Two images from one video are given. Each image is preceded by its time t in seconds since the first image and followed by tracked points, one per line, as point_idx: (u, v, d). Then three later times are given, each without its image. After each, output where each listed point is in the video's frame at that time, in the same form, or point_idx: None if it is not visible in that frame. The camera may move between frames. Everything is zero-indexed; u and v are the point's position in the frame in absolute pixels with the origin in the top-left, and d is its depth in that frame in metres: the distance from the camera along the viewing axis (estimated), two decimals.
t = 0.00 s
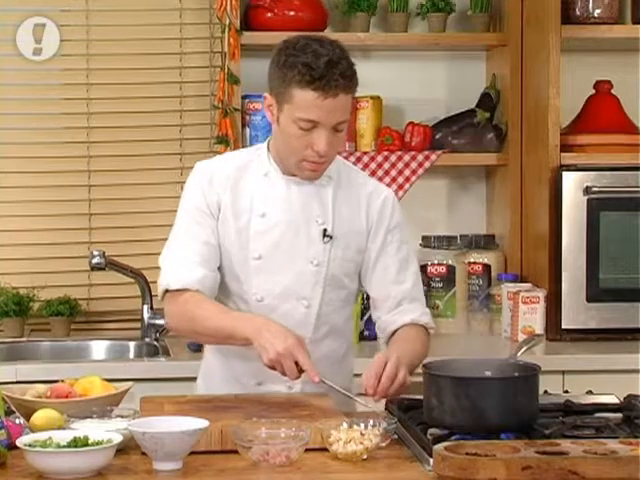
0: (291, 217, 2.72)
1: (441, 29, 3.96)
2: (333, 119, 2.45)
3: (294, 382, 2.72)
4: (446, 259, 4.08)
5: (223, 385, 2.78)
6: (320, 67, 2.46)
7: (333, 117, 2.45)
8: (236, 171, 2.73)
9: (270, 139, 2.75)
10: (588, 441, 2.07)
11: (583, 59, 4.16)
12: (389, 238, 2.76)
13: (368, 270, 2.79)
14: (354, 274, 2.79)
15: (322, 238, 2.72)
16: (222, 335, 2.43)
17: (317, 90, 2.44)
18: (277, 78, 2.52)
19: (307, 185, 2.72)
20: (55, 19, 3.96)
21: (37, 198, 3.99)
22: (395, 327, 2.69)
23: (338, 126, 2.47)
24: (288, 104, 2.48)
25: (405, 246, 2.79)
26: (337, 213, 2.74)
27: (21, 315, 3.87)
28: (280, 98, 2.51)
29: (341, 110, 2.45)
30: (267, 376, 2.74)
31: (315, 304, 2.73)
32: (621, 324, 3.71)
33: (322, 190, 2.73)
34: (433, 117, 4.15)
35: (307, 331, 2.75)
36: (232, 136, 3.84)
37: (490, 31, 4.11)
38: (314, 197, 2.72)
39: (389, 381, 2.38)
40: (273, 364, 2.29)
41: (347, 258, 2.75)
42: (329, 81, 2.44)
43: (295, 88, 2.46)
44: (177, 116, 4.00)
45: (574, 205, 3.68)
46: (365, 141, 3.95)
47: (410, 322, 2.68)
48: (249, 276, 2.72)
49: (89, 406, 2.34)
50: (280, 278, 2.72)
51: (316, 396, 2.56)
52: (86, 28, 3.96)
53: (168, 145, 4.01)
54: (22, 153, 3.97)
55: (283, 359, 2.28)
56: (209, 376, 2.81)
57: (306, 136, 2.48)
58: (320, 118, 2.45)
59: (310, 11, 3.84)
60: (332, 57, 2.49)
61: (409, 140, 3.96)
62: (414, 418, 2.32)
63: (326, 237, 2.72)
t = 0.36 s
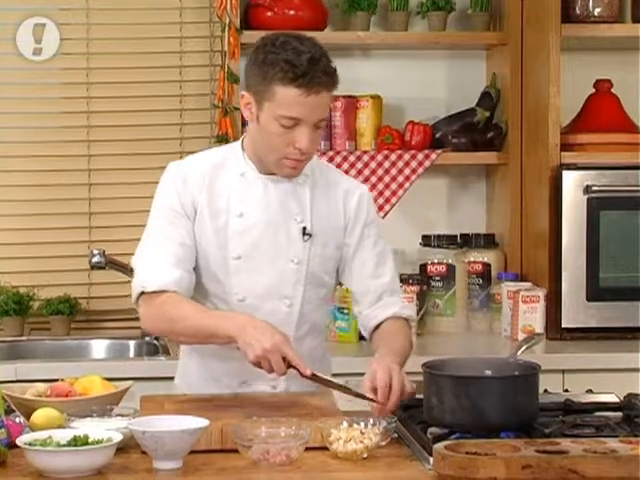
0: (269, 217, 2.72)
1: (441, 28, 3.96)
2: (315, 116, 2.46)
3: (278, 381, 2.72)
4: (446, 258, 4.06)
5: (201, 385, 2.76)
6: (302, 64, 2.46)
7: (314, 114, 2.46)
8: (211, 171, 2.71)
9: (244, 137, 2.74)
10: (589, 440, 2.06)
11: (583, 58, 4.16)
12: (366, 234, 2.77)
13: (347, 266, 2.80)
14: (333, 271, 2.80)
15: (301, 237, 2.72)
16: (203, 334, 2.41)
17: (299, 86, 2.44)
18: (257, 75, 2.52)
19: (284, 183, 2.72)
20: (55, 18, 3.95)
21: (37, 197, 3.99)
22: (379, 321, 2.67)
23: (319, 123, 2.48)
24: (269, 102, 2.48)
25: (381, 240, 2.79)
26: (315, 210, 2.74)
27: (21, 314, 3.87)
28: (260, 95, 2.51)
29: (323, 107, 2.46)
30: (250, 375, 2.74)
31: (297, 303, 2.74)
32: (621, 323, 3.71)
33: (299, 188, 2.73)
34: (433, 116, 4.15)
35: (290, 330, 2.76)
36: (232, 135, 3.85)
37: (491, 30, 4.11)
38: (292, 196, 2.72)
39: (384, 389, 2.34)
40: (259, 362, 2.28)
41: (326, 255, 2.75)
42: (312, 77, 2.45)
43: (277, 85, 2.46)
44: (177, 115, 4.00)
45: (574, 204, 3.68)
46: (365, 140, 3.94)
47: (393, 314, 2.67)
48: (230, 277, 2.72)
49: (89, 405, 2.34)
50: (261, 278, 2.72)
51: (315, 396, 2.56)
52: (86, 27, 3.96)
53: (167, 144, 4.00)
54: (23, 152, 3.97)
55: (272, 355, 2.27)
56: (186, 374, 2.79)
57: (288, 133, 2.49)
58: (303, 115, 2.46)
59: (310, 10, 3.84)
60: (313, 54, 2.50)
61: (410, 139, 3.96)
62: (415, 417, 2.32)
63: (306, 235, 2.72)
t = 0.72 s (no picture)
0: (255, 217, 2.72)
1: (441, 27, 3.96)
2: (300, 115, 2.47)
3: (268, 381, 2.73)
4: (446, 258, 4.06)
5: (192, 388, 2.76)
6: (286, 64, 2.46)
7: (299, 113, 2.47)
8: (194, 172, 2.71)
9: (226, 138, 2.74)
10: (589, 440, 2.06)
11: (582, 57, 4.16)
12: (351, 232, 2.77)
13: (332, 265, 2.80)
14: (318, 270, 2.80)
15: (287, 237, 2.73)
16: (191, 337, 2.40)
17: (283, 86, 2.45)
18: (240, 76, 2.52)
19: (268, 182, 2.72)
20: (55, 18, 3.95)
21: (37, 196, 3.99)
22: (366, 318, 2.68)
23: (303, 121, 2.49)
24: (253, 102, 2.48)
25: (366, 237, 2.79)
26: (300, 210, 2.75)
27: (21, 314, 3.87)
28: (243, 96, 2.51)
29: (307, 106, 2.47)
30: (241, 377, 2.74)
31: (284, 303, 2.74)
32: (622, 323, 3.71)
33: (284, 188, 2.74)
34: (433, 116, 4.15)
35: (278, 330, 2.76)
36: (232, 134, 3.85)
37: (491, 30, 4.11)
38: (276, 196, 2.73)
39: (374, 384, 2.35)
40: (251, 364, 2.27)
41: (311, 255, 2.76)
42: (295, 76, 2.45)
43: (261, 86, 2.47)
44: (176, 115, 4.00)
45: (574, 204, 3.68)
46: (365, 139, 3.94)
47: (379, 312, 2.68)
48: (217, 278, 2.72)
49: (88, 404, 2.34)
50: (248, 279, 2.72)
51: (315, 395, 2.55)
52: (86, 27, 3.96)
53: (167, 144, 4.00)
54: (23, 151, 3.97)
55: (265, 357, 2.27)
56: (174, 377, 2.79)
57: (273, 134, 2.49)
58: (288, 115, 2.46)
59: (310, 9, 3.84)
60: (296, 52, 2.50)
61: (409, 138, 3.96)
62: (414, 416, 2.33)
63: (291, 234, 2.73)
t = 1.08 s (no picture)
0: (252, 218, 2.72)
1: (441, 27, 3.96)
2: (297, 116, 2.47)
3: (263, 382, 2.75)
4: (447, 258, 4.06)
5: (186, 388, 2.76)
6: (282, 65, 2.46)
7: (296, 114, 2.46)
8: (191, 172, 2.71)
9: (224, 139, 2.74)
10: (589, 440, 2.06)
11: (582, 57, 4.16)
12: (350, 234, 2.78)
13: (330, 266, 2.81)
14: (315, 271, 2.80)
15: (284, 238, 2.73)
16: (189, 335, 2.41)
17: (280, 87, 2.45)
18: (236, 76, 2.52)
19: (266, 184, 2.72)
20: (55, 18, 3.95)
21: (37, 196, 3.99)
22: (366, 318, 2.72)
23: (300, 123, 2.49)
24: (250, 103, 2.48)
25: (365, 239, 2.81)
26: (298, 212, 2.74)
27: (21, 314, 3.86)
28: (240, 97, 2.51)
29: (304, 107, 2.47)
30: (236, 378, 2.75)
31: (281, 304, 2.74)
32: (621, 323, 3.71)
33: (281, 189, 2.74)
34: (433, 116, 4.15)
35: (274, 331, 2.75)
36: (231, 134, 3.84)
37: (490, 30, 4.11)
38: (274, 197, 2.73)
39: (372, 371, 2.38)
40: (249, 360, 2.27)
41: (308, 256, 2.76)
42: (292, 78, 2.45)
43: (257, 87, 2.46)
44: (176, 115, 4.00)
45: (573, 204, 3.68)
46: (364, 139, 3.94)
47: (379, 314, 2.73)
48: (213, 279, 2.71)
49: (88, 404, 2.34)
50: (244, 280, 2.72)
51: (315, 395, 2.55)
52: (86, 27, 3.96)
53: (167, 144, 4.00)
54: (23, 151, 3.97)
55: (263, 352, 2.27)
56: (170, 376, 2.78)
57: (269, 135, 2.49)
58: (285, 116, 2.46)
59: (310, 9, 3.84)
60: (292, 53, 2.50)
61: (409, 138, 3.96)
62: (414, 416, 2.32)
63: (288, 236, 2.73)
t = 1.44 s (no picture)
0: (261, 219, 2.72)
1: (441, 27, 3.96)
2: (309, 118, 2.46)
3: (266, 383, 2.74)
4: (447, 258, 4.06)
5: (188, 387, 2.76)
6: (294, 66, 2.46)
7: (309, 115, 2.46)
8: (201, 171, 2.71)
9: (235, 138, 2.74)
10: (589, 440, 2.06)
11: (582, 57, 4.16)
12: (359, 237, 2.78)
13: (338, 269, 2.81)
14: (322, 273, 2.80)
15: (292, 240, 2.72)
16: (195, 327, 2.42)
17: (292, 88, 2.45)
18: (249, 77, 2.52)
19: (275, 185, 2.72)
20: (54, 18, 3.95)
21: (37, 196, 3.99)
22: (378, 319, 2.72)
23: (312, 125, 2.48)
24: (261, 104, 2.48)
25: (376, 242, 2.80)
26: (307, 213, 2.74)
27: (21, 314, 3.86)
28: (253, 98, 2.51)
29: (316, 109, 2.47)
30: (239, 379, 2.75)
31: (287, 305, 2.74)
32: (621, 323, 3.71)
33: (291, 191, 2.73)
34: (433, 116, 4.15)
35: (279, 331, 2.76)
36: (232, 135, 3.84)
37: (491, 30, 4.11)
38: (283, 198, 2.73)
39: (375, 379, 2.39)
40: (257, 349, 2.29)
41: (316, 258, 2.76)
42: (304, 79, 2.45)
43: (269, 89, 2.46)
44: (177, 115, 4.00)
45: (574, 204, 3.68)
46: (365, 140, 3.94)
47: (391, 314, 2.72)
48: (220, 278, 2.72)
49: (88, 404, 2.34)
50: (252, 281, 2.72)
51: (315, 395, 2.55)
52: (86, 27, 3.96)
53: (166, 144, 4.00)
54: (23, 151, 3.97)
55: (271, 343, 2.30)
56: (173, 375, 2.78)
57: (281, 136, 2.49)
58: (297, 117, 2.46)
59: (310, 9, 3.84)
60: (304, 55, 2.50)
61: (410, 138, 3.96)
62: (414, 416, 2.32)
63: (297, 238, 2.72)
